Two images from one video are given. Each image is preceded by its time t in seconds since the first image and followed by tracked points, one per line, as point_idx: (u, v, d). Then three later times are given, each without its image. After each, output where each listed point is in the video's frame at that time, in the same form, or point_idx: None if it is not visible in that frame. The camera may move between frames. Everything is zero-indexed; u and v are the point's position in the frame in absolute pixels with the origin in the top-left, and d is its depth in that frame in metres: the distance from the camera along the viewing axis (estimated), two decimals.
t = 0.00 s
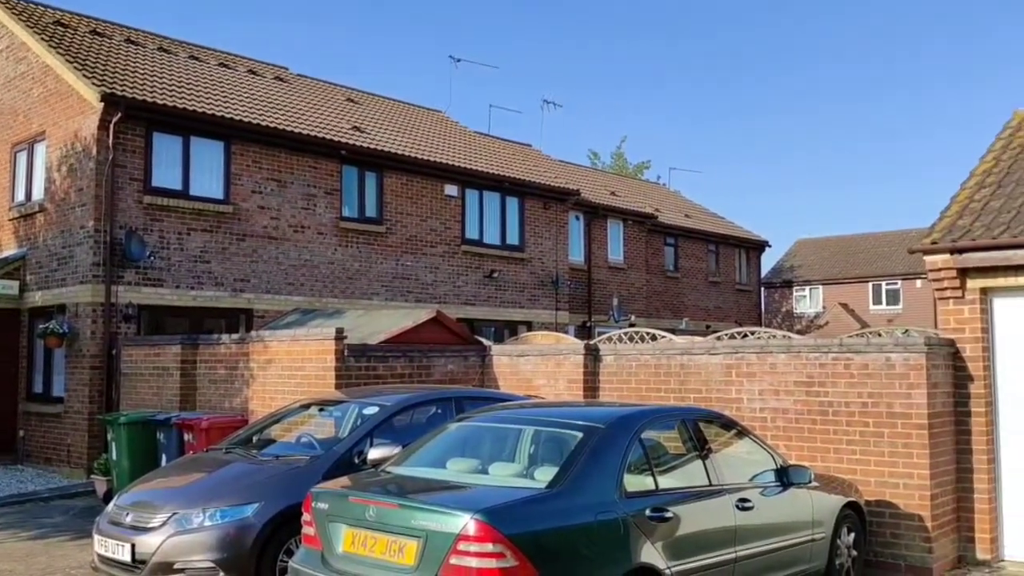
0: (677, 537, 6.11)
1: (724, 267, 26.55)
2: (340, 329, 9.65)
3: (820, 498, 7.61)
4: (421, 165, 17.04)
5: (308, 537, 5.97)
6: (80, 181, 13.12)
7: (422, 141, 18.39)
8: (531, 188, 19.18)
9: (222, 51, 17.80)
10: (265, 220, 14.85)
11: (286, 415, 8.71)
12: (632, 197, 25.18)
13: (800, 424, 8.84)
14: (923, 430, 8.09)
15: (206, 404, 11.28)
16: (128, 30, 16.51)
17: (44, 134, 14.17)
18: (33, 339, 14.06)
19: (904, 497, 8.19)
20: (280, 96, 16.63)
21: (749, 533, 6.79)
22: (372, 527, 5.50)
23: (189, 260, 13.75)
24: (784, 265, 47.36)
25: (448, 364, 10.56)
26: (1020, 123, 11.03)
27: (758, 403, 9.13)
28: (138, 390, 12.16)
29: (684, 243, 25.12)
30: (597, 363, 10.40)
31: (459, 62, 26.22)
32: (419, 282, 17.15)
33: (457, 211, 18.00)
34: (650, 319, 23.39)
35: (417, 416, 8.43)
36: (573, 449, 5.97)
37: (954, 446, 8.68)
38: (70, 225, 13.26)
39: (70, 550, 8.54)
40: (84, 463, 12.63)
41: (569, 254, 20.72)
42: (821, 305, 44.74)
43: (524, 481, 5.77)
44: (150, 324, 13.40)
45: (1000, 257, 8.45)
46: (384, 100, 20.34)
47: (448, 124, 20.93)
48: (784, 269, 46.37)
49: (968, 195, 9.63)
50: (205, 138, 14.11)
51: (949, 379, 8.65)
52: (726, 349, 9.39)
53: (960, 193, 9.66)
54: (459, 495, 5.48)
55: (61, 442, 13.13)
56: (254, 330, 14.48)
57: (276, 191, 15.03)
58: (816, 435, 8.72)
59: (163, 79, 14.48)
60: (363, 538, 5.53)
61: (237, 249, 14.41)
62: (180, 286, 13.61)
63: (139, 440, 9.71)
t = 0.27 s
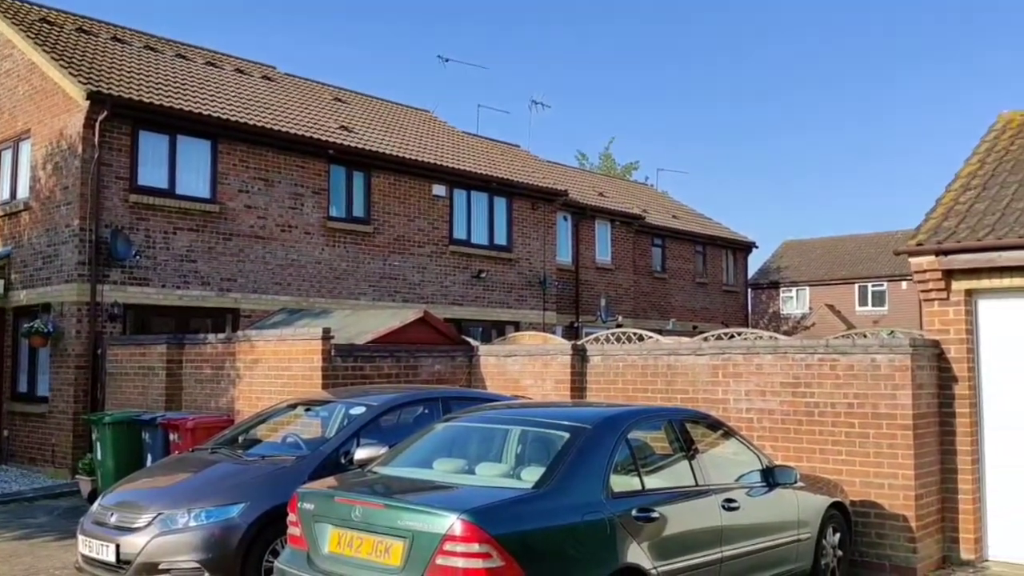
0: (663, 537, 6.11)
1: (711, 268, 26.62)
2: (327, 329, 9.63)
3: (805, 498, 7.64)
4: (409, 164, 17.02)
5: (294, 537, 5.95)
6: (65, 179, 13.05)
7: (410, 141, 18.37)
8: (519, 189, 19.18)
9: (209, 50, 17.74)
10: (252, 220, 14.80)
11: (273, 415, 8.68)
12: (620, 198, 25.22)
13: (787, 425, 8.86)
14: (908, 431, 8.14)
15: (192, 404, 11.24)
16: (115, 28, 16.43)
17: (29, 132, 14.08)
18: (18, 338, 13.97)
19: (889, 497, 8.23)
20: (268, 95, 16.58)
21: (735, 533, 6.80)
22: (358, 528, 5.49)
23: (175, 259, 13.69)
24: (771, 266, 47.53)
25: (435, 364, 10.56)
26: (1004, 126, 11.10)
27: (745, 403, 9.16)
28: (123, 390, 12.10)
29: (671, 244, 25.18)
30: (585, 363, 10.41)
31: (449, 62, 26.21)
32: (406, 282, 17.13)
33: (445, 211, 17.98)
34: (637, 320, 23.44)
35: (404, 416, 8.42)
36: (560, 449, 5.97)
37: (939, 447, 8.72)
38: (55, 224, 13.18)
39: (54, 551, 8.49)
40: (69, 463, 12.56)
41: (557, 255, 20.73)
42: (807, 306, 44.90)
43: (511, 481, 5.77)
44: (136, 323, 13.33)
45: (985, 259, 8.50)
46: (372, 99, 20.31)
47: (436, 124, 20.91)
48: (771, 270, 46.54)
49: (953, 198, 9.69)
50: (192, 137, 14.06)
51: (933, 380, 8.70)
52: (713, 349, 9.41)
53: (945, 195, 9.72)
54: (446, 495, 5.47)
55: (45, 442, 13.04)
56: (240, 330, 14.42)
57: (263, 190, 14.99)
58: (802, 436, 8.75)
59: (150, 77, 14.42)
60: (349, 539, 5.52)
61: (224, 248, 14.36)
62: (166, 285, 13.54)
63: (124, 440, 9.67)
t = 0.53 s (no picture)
0: (646, 538, 6.13)
1: (695, 269, 26.72)
2: (311, 328, 9.60)
3: (787, 499, 7.68)
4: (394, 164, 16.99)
5: (277, 537, 5.94)
6: (47, 178, 12.95)
7: (396, 140, 18.34)
8: (505, 189, 19.19)
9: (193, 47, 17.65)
10: (236, 219, 14.74)
11: (257, 415, 8.65)
12: (605, 198, 25.27)
13: (770, 426, 8.91)
14: (890, 432, 8.19)
15: (175, 404, 11.19)
16: (98, 25, 16.33)
17: (11, 129, 13.98)
18: None
19: (871, 498, 8.28)
20: (252, 94, 16.52)
21: (718, 533, 6.83)
22: (341, 528, 5.48)
23: (158, 258, 13.62)
24: (755, 267, 47.75)
25: (419, 364, 10.55)
26: (986, 129, 11.20)
27: (729, 404, 9.20)
28: (105, 390, 12.03)
29: (656, 245, 25.25)
30: (569, 364, 10.43)
31: (435, 62, 26.18)
32: (391, 282, 17.11)
33: (430, 211, 17.97)
34: (622, 320, 23.50)
35: (388, 417, 8.40)
36: (544, 450, 5.97)
37: (920, 448, 8.79)
38: (37, 222, 13.08)
39: (34, 551, 8.43)
40: (50, 463, 12.48)
41: (542, 255, 20.75)
42: (791, 307, 45.10)
43: (494, 482, 5.77)
44: (119, 323, 13.25)
45: (966, 261, 8.57)
46: (358, 98, 20.26)
47: (422, 123, 20.89)
48: (755, 272, 46.75)
49: (935, 201, 9.76)
50: (175, 135, 13.99)
51: (915, 381, 8.76)
52: (697, 350, 9.45)
53: (927, 198, 9.79)
54: (429, 496, 5.46)
55: (26, 441, 12.94)
56: (224, 330, 14.36)
57: (248, 189, 14.93)
58: (785, 436, 8.80)
59: (133, 75, 14.34)
60: (333, 539, 5.51)
61: (208, 247, 14.29)
62: (149, 284, 13.47)
63: (106, 440, 9.62)
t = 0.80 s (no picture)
0: (629, 538, 6.15)
1: (679, 270, 26.81)
2: (294, 328, 9.56)
3: (769, 499, 7.71)
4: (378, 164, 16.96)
5: (258, 538, 5.91)
6: (28, 175, 12.85)
7: (380, 140, 18.30)
8: (489, 189, 19.18)
9: (176, 45, 17.56)
10: (218, 218, 14.67)
11: (239, 415, 8.61)
12: (589, 199, 25.31)
13: (752, 426, 8.95)
14: (871, 433, 8.24)
15: (156, 404, 11.12)
16: (80, 22, 16.22)
17: None
18: None
19: (851, 498, 8.33)
20: (236, 92, 16.45)
21: (700, 534, 6.85)
22: (323, 529, 5.46)
23: (140, 257, 13.53)
24: (738, 269, 47.94)
25: (402, 364, 10.53)
26: (967, 133, 11.28)
27: (711, 404, 9.24)
28: (85, 389, 11.95)
29: (640, 246, 25.32)
30: (553, 365, 10.44)
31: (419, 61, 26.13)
32: (374, 282, 17.07)
33: (414, 211, 17.94)
34: (606, 321, 23.54)
35: (371, 417, 8.38)
36: (526, 451, 5.98)
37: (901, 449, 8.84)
38: (17, 220, 12.97)
39: (13, 552, 8.36)
40: (29, 463, 12.38)
41: (526, 256, 20.76)
42: (774, 308, 45.28)
43: (477, 482, 5.77)
44: (99, 322, 13.15)
45: (947, 263, 8.65)
46: (342, 98, 20.21)
47: (407, 123, 20.86)
48: (738, 273, 46.95)
49: (916, 203, 9.83)
50: (157, 133, 13.91)
51: (895, 382, 8.82)
52: (680, 351, 9.48)
53: (908, 201, 9.85)
54: (411, 496, 5.45)
55: (5, 441, 12.83)
56: (206, 329, 14.28)
57: (230, 188, 14.86)
58: (767, 437, 8.84)
59: (115, 72, 14.25)
60: (314, 540, 5.49)
61: (190, 246, 14.22)
62: (131, 283, 13.38)
63: (86, 440, 9.56)
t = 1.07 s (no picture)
0: (609, 538, 6.16)
1: (661, 272, 26.89)
2: (275, 328, 9.51)
3: (749, 499, 7.74)
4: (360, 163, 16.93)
5: (237, 538, 5.88)
6: (6, 173, 12.73)
7: (363, 140, 18.26)
8: (472, 189, 19.17)
9: (158, 43, 17.45)
10: (199, 216, 14.59)
11: (219, 415, 8.56)
12: (572, 200, 25.35)
13: (732, 427, 8.99)
14: (850, 433, 8.30)
15: (135, 404, 11.05)
16: (60, 19, 16.08)
17: None
18: None
19: (830, 498, 8.38)
20: (217, 91, 16.36)
21: (680, 534, 6.88)
22: (303, 529, 5.44)
23: (119, 255, 13.44)
24: (720, 270, 48.14)
25: (384, 365, 10.52)
26: (945, 136, 11.38)
27: (692, 405, 9.27)
28: (64, 389, 11.86)
29: (623, 247, 25.38)
30: (534, 365, 10.45)
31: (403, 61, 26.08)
32: (356, 282, 17.03)
33: (396, 211, 17.91)
34: (588, 322, 23.58)
35: (352, 417, 8.36)
36: (508, 451, 5.98)
37: (879, 449, 8.91)
38: None
39: None
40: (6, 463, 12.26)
41: (508, 256, 20.77)
42: (755, 310, 45.45)
43: (458, 482, 5.77)
44: (78, 320, 13.05)
45: (926, 265, 8.73)
46: (325, 97, 20.14)
47: (390, 123, 20.82)
48: (719, 274, 47.14)
49: (895, 206, 9.90)
50: (137, 131, 13.82)
51: (874, 383, 8.88)
52: (661, 352, 9.51)
53: (888, 203, 9.93)
54: (392, 496, 5.44)
55: None
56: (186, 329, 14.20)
57: (211, 187, 14.79)
58: (747, 437, 8.88)
59: (95, 70, 14.15)
60: (294, 541, 5.46)
61: (170, 245, 14.13)
62: (110, 281, 13.28)
63: (64, 440, 9.48)
